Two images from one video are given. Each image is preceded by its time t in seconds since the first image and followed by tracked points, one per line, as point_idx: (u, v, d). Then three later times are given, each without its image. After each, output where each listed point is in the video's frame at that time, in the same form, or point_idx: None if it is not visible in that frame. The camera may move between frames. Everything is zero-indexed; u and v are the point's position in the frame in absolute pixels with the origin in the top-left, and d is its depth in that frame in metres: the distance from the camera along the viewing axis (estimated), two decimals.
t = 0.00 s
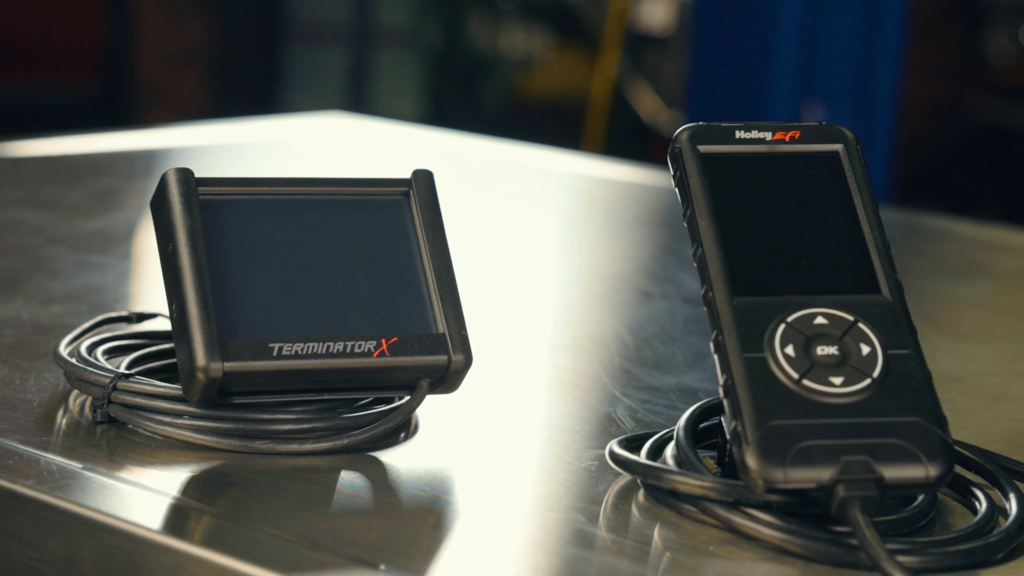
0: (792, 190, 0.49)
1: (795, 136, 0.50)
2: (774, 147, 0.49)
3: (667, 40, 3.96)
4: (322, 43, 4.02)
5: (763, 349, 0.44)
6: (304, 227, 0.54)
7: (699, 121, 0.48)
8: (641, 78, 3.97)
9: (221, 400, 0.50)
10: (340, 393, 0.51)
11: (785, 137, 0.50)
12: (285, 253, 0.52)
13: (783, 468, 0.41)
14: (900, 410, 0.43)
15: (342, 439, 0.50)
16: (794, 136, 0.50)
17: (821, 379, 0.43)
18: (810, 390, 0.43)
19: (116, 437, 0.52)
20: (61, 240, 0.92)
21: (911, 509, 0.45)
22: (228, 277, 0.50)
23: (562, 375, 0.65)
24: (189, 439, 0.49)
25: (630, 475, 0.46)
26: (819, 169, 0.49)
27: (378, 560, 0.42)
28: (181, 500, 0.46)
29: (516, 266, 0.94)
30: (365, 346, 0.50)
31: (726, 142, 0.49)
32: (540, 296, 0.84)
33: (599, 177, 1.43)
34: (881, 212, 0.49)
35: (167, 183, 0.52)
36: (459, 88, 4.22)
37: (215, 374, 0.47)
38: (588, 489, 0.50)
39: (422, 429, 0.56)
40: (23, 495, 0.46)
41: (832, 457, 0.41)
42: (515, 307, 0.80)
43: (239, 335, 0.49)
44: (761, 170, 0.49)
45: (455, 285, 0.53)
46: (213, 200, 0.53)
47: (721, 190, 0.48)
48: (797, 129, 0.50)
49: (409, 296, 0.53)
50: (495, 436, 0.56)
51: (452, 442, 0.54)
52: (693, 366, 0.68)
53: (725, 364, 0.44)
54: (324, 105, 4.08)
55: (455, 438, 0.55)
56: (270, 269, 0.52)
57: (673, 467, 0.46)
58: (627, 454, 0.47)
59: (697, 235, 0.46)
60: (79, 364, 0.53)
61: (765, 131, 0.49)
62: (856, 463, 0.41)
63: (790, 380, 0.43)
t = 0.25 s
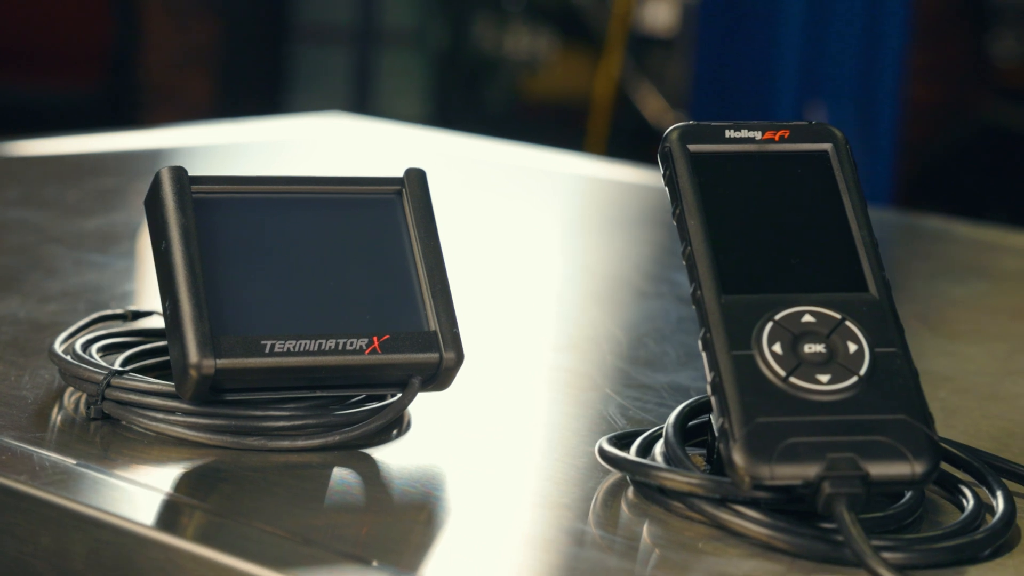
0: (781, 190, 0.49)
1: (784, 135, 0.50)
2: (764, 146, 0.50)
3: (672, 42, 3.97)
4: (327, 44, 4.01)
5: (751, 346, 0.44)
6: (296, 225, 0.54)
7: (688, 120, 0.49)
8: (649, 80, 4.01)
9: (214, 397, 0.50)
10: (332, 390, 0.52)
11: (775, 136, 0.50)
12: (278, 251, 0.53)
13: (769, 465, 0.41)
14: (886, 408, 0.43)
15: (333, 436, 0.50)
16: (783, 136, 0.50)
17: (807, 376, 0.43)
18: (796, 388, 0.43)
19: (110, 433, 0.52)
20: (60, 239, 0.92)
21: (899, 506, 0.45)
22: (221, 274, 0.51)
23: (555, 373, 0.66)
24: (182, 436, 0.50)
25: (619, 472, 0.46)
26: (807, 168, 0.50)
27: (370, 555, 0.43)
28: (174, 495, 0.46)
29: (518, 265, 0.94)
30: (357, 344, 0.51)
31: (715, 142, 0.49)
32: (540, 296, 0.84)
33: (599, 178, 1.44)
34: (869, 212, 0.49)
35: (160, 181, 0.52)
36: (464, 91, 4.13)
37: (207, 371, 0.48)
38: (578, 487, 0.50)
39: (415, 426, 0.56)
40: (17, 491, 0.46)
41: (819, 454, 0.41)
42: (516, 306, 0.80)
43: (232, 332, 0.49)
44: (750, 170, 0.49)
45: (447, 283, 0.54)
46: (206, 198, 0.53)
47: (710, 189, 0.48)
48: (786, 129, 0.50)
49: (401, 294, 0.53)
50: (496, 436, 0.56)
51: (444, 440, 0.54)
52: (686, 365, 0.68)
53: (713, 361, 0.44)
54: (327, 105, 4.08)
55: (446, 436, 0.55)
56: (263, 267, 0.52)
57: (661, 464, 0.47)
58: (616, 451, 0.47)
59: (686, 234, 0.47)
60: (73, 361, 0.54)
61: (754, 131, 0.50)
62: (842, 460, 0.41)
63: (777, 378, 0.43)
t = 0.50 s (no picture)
0: (769, 189, 0.49)
1: (773, 135, 0.50)
2: (754, 146, 0.50)
3: (676, 44, 3.96)
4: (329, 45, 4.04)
5: (738, 344, 0.44)
6: (289, 224, 0.54)
7: (678, 119, 0.49)
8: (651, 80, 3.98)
9: (206, 394, 0.50)
10: (324, 387, 0.52)
11: (764, 136, 0.50)
12: (270, 250, 0.53)
13: (756, 462, 0.41)
14: (873, 406, 0.43)
15: (325, 433, 0.50)
16: (773, 136, 0.50)
17: (795, 374, 0.44)
18: (783, 385, 0.43)
19: (103, 430, 0.52)
20: (59, 238, 0.93)
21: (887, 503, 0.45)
22: (213, 272, 0.51)
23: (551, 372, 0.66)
24: (174, 433, 0.50)
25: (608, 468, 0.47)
26: (796, 167, 0.50)
27: (363, 552, 0.43)
28: (167, 492, 0.47)
29: (520, 266, 0.95)
30: (349, 342, 0.51)
31: (705, 141, 0.49)
32: (541, 297, 0.84)
33: (600, 178, 1.44)
34: (858, 211, 0.49)
35: (154, 179, 0.52)
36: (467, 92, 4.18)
37: (200, 368, 0.48)
38: (568, 484, 0.50)
39: (407, 424, 0.56)
40: (10, 488, 0.46)
41: (805, 452, 0.42)
42: (516, 308, 0.80)
43: (224, 329, 0.50)
44: (739, 169, 0.49)
45: (439, 281, 0.54)
46: (199, 197, 0.53)
47: (700, 189, 0.48)
48: (776, 129, 0.50)
49: (393, 292, 0.54)
50: (501, 438, 0.56)
51: (435, 438, 0.55)
52: (680, 364, 0.69)
53: (701, 359, 0.44)
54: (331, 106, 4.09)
55: (438, 434, 0.55)
56: (255, 265, 0.52)
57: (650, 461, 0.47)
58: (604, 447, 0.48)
59: (675, 232, 0.47)
60: (67, 358, 0.54)
61: (744, 130, 0.50)
62: (828, 457, 0.42)
63: (765, 375, 0.43)
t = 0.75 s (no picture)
0: (759, 189, 0.50)
1: (763, 135, 0.50)
2: (744, 146, 0.50)
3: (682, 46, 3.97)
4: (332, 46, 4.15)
5: (727, 343, 0.44)
6: (283, 222, 0.55)
7: (669, 119, 0.49)
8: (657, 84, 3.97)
9: (200, 392, 0.51)
10: (317, 385, 0.52)
11: (754, 136, 0.50)
12: (264, 248, 0.53)
13: (743, 459, 0.41)
14: (860, 404, 0.44)
15: (318, 430, 0.51)
16: (762, 136, 0.50)
17: (783, 372, 0.44)
18: (772, 383, 0.44)
19: (97, 427, 0.53)
20: (58, 238, 0.93)
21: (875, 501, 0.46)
22: (207, 271, 0.51)
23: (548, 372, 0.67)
24: (168, 430, 0.50)
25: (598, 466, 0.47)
26: (786, 168, 0.50)
27: (356, 549, 0.43)
28: (160, 488, 0.47)
29: (522, 268, 0.95)
30: (342, 340, 0.51)
31: (696, 142, 0.50)
32: (541, 299, 0.84)
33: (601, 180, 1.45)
34: (847, 211, 0.50)
35: (148, 178, 0.53)
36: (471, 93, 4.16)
37: (193, 365, 0.48)
38: (560, 482, 0.51)
39: (400, 422, 0.57)
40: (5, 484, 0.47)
41: (792, 449, 0.42)
42: (516, 310, 0.81)
43: (218, 327, 0.50)
44: (729, 169, 0.50)
45: (432, 280, 0.54)
46: (193, 196, 0.54)
47: (690, 188, 0.49)
48: (766, 129, 0.51)
49: (386, 290, 0.54)
50: (500, 438, 0.56)
51: (428, 436, 0.55)
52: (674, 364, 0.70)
53: (690, 357, 0.44)
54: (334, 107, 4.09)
55: (430, 432, 0.56)
56: (248, 264, 0.53)
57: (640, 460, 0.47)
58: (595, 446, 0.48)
59: (665, 232, 0.47)
60: (62, 356, 0.54)
61: (735, 130, 0.50)
62: (815, 454, 0.42)
63: (753, 374, 0.44)
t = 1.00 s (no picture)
0: (749, 190, 0.50)
1: (755, 135, 0.51)
2: (736, 146, 0.51)
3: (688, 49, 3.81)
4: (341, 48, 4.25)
5: (717, 341, 0.45)
6: (277, 222, 0.55)
7: (661, 119, 0.50)
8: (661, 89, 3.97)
9: (194, 389, 0.51)
10: (311, 383, 0.53)
11: (746, 136, 0.51)
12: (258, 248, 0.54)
13: (732, 457, 0.42)
14: (849, 402, 0.44)
15: (311, 428, 0.51)
16: (754, 136, 0.51)
17: (772, 371, 0.44)
18: (761, 382, 0.44)
19: (93, 425, 0.53)
20: (59, 237, 0.94)
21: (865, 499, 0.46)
22: (201, 270, 0.52)
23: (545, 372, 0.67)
24: (162, 427, 0.51)
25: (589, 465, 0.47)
26: (777, 168, 0.51)
27: (350, 546, 0.43)
28: (155, 485, 0.47)
29: (525, 269, 0.95)
30: (335, 338, 0.52)
31: (688, 142, 0.50)
32: (544, 301, 0.85)
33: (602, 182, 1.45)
34: (838, 212, 0.50)
35: (144, 178, 0.53)
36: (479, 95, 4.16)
37: (187, 363, 0.49)
38: (552, 480, 0.51)
39: (394, 420, 0.57)
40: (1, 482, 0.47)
41: (780, 447, 0.42)
42: (519, 312, 0.81)
43: (212, 325, 0.50)
44: (720, 169, 0.50)
45: (425, 280, 0.55)
46: (189, 196, 0.54)
47: (681, 188, 0.49)
48: (757, 129, 0.51)
49: (379, 290, 0.55)
50: (501, 439, 0.56)
51: (421, 435, 0.55)
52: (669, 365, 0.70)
53: (680, 355, 0.45)
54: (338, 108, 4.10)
55: (423, 431, 0.56)
56: (243, 263, 0.53)
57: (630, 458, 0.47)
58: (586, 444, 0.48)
59: (656, 231, 0.47)
60: (58, 354, 0.55)
61: (726, 131, 0.51)
62: (803, 453, 0.42)
63: (742, 372, 0.44)
